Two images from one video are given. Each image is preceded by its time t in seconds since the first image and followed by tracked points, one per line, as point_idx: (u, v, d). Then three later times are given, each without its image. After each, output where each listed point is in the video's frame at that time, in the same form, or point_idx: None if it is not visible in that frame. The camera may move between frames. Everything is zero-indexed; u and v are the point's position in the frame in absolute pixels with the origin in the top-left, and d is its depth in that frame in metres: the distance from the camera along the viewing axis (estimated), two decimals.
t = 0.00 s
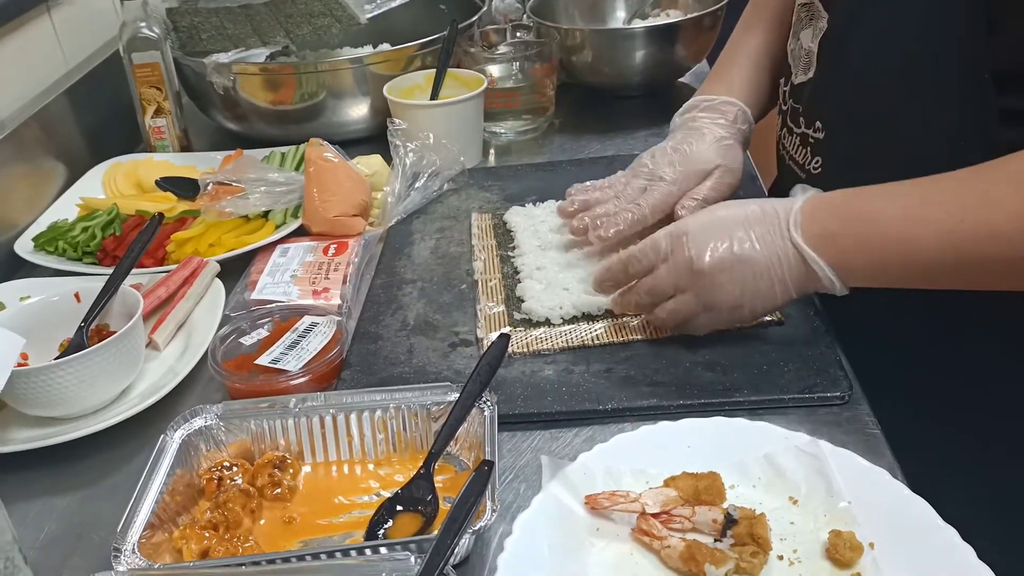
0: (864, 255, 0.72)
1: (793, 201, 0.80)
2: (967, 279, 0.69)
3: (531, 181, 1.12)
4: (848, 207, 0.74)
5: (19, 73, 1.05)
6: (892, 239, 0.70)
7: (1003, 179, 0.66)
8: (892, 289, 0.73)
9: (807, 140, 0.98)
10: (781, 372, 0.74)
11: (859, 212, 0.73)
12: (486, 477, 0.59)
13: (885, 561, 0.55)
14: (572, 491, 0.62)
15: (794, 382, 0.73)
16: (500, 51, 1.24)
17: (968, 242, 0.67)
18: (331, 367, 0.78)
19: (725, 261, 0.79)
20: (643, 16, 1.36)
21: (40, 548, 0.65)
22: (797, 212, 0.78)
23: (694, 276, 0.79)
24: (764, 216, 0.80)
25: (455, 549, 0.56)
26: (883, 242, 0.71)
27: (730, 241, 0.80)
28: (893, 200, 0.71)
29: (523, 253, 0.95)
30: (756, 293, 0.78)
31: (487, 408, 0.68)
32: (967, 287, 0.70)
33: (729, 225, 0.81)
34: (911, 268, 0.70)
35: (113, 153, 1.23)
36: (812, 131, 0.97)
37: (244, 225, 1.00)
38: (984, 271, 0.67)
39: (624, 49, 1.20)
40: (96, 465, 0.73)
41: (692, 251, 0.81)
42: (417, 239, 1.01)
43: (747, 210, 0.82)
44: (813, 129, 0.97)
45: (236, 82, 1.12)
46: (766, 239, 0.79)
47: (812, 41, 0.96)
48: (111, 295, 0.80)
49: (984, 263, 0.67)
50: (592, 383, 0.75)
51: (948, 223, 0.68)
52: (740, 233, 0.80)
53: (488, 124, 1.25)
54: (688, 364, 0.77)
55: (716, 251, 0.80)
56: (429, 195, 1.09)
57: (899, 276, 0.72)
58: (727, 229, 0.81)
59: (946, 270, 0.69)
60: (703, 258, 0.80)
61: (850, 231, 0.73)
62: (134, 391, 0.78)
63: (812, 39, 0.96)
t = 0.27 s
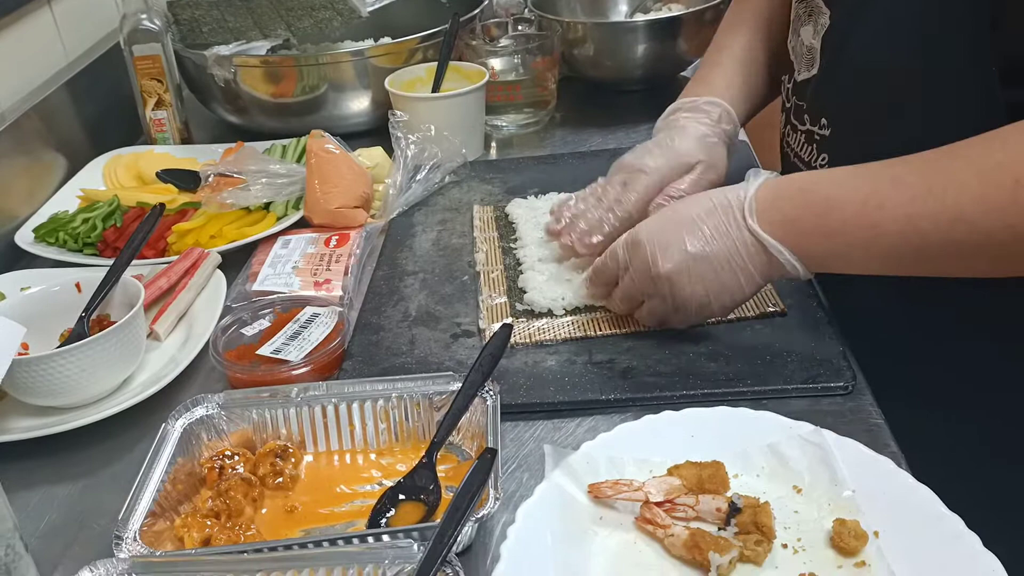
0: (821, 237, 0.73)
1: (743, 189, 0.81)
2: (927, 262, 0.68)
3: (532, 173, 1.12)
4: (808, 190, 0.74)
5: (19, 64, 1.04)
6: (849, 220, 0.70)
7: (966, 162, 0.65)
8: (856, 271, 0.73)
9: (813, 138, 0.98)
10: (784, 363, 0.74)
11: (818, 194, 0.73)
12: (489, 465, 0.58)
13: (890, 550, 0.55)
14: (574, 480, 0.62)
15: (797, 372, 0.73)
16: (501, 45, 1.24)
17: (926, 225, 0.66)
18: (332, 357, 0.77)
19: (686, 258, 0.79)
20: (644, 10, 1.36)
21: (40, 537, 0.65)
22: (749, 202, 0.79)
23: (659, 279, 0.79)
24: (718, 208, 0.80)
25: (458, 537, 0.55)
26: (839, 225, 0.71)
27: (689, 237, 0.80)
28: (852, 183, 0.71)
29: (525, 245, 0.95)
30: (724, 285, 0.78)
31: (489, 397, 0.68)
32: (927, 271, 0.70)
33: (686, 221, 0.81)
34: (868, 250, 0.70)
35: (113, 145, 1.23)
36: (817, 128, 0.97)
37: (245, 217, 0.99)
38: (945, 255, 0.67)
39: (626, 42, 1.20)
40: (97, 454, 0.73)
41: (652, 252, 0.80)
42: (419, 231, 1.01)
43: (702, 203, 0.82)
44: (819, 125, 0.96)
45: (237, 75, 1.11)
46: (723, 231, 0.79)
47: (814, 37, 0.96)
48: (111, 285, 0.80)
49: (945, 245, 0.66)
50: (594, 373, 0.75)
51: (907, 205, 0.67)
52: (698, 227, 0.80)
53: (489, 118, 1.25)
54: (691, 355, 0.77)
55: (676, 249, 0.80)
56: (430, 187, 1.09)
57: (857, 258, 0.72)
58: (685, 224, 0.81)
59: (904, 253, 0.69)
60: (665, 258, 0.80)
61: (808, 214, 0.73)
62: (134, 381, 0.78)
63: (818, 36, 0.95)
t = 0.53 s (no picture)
0: (822, 244, 0.71)
1: (743, 194, 0.80)
2: (932, 270, 0.67)
3: (533, 173, 1.12)
4: (808, 196, 0.73)
5: (19, 62, 1.04)
6: (851, 227, 0.69)
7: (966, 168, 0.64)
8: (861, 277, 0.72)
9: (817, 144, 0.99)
10: (785, 364, 0.74)
11: (819, 200, 0.72)
12: (490, 468, 0.58)
13: (892, 551, 0.55)
14: (575, 482, 0.61)
15: (799, 373, 0.73)
16: (503, 44, 1.23)
17: (927, 232, 0.65)
18: (333, 358, 0.77)
19: (682, 266, 0.78)
20: (644, 9, 1.36)
21: (41, 538, 0.65)
22: (749, 207, 0.77)
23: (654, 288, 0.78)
24: (717, 214, 0.79)
25: (459, 539, 0.55)
26: (841, 232, 0.70)
27: (687, 242, 0.79)
28: (853, 189, 0.70)
29: (526, 245, 0.95)
30: (722, 292, 0.77)
31: (490, 398, 0.68)
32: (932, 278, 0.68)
33: (683, 228, 0.80)
34: (869, 257, 0.69)
35: (113, 144, 1.22)
36: (820, 133, 0.97)
37: (246, 217, 0.99)
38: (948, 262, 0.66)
39: (627, 42, 1.20)
40: (97, 455, 0.73)
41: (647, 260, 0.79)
42: (419, 231, 1.01)
43: (700, 208, 0.81)
44: (821, 131, 0.97)
45: (238, 74, 1.11)
46: (721, 237, 0.78)
47: (814, 44, 0.94)
48: (112, 285, 0.80)
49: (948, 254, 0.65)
50: (595, 374, 0.75)
51: (908, 212, 0.66)
52: (696, 233, 0.79)
53: (490, 117, 1.25)
54: (692, 356, 0.77)
55: (674, 256, 0.79)
56: (431, 186, 1.09)
57: (861, 266, 0.71)
58: (684, 230, 0.80)
59: (907, 260, 0.68)
60: (662, 265, 0.78)
61: (808, 221, 0.72)
62: (134, 381, 0.78)
63: (817, 42, 0.94)
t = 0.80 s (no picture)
0: (820, 250, 0.70)
1: (742, 198, 0.78)
2: (934, 274, 0.65)
3: (531, 171, 1.12)
4: (808, 201, 0.72)
5: (17, 59, 1.04)
6: (849, 233, 0.68)
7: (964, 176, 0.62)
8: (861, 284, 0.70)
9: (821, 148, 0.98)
10: (783, 361, 0.74)
11: (817, 204, 0.70)
12: (486, 464, 0.58)
13: (889, 548, 0.55)
14: (573, 478, 0.61)
15: (797, 371, 0.73)
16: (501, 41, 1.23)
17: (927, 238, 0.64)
18: (331, 355, 0.77)
19: (679, 271, 0.77)
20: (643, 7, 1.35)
21: (38, 534, 0.65)
22: (747, 212, 0.75)
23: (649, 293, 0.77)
24: (715, 218, 0.77)
25: (456, 535, 0.55)
26: (840, 237, 0.68)
27: (683, 246, 0.78)
28: (853, 195, 0.69)
29: (524, 243, 0.95)
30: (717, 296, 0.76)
31: (488, 394, 0.68)
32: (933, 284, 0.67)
33: (680, 231, 0.79)
34: (867, 263, 0.68)
35: (111, 142, 1.22)
36: (824, 137, 0.97)
37: (244, 214, 0.99)
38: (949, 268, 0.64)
39: (626, 40, 1.20)
40: (96, 451, 0.73)
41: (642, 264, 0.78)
42: (418, 228, 1.01)
43: (697, 211, 0.79)
44: (825, 134, 0.96)
45: (236, 71, 1.11)
46: (719, 242, 0.76)
47: (819, 46, 0.94)
48: (109, 281, 0.80)
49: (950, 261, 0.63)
50: (593, 371, 0.75)
51: (909, 218, 0.65)
52: (693, 238, 0.78)
53: (489, 115, 1.25)
54: (691, 353, 0.77)
55: (671, 260, 0.78)
56: (430, 184, 1.09)
57: (858, 271, 0.69)
58: (680, 234, 0.78)
59: (904, 265, 0.66)
60: (658, 270, 0.77)
61: (807, 227, 0.71)
62: (132, 378, 0.78)
63: (823, 47, 0.94)
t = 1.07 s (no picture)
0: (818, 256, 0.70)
1: (739, 198, 0.77)
2: (929, 283, 0.66)
3: (528, 167, 1.12)
4: (807, 205, 0.71)
5: (12, 55, 1.04)
6: (847, 240, 0.68)
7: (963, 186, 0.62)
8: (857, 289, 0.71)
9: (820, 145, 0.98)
10: (778, 356, 0.74)
11: (816, 208, 0.70)
12: (481, 459, 0.58)
13: (884, 542, 0.55)
14: (568, 472, 0.61)
15: (792, 366, 0.73)
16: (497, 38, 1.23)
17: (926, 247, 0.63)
18: (326, 350, 0.77)
19: (675, 272, 0.77)
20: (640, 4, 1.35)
21: (31, 529, 0.65)
22: (744, 213, 0.75)
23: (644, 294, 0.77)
24: (711, 218, 0.77)
25: (450, 530, 0.55)
26: (838, 243, 0.68)
27: (679, 246, 0.77)
28: (852, 201, 0.68)
29: (519, 239, 0.95)
30: (712, 297, 0.76)
31: (483, 390, 0.68)
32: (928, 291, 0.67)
33: (676, 231, 0.78)
34: (864, 270, 0.68)
35: (106, 138, 1.22)
36: (824, 135, 0.96)
37: (239, 210, 0.99)
38: (946, 277, 0.64)
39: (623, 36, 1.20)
40: (89, 447, 0.72)
41: (638, 264, 0.78)
42: (413, 224, 1.00)
43: (694, 211, 0.79)
44: (826, 132, 0.96)
45: (231, 67, 1.11)
46: (715, 243, 0.76)
47: (822, 43, 0.94)
48: (103, 276, 0.79)
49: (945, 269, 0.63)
50: (589, 366, 0.75)
51: (907, 227, 0.64)
52: (689, 238, 0.77)
53: (485, 111, 1.24)
54: (686, 349, 0.77)
55: (666, 260, 0.78)
56: (425, 180, 1.09)
57: (855, 276, 0.69)
58: (676, 234, 0.78)
59: (901, 272, 0.66)
60: (654, 270, 0.77)
61: (805, 231, 0.70)
62: (126, 373, 0.78)
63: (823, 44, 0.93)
